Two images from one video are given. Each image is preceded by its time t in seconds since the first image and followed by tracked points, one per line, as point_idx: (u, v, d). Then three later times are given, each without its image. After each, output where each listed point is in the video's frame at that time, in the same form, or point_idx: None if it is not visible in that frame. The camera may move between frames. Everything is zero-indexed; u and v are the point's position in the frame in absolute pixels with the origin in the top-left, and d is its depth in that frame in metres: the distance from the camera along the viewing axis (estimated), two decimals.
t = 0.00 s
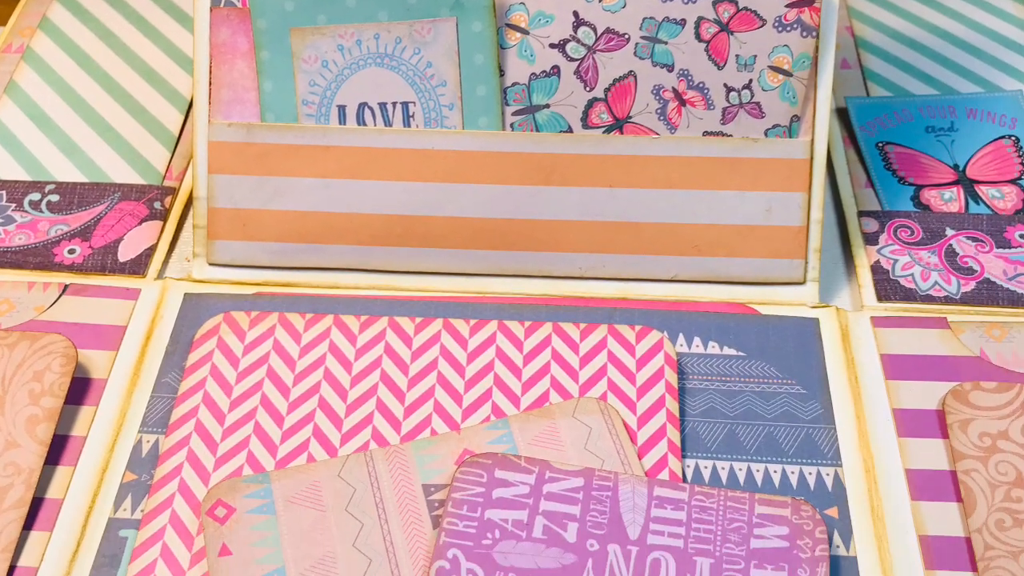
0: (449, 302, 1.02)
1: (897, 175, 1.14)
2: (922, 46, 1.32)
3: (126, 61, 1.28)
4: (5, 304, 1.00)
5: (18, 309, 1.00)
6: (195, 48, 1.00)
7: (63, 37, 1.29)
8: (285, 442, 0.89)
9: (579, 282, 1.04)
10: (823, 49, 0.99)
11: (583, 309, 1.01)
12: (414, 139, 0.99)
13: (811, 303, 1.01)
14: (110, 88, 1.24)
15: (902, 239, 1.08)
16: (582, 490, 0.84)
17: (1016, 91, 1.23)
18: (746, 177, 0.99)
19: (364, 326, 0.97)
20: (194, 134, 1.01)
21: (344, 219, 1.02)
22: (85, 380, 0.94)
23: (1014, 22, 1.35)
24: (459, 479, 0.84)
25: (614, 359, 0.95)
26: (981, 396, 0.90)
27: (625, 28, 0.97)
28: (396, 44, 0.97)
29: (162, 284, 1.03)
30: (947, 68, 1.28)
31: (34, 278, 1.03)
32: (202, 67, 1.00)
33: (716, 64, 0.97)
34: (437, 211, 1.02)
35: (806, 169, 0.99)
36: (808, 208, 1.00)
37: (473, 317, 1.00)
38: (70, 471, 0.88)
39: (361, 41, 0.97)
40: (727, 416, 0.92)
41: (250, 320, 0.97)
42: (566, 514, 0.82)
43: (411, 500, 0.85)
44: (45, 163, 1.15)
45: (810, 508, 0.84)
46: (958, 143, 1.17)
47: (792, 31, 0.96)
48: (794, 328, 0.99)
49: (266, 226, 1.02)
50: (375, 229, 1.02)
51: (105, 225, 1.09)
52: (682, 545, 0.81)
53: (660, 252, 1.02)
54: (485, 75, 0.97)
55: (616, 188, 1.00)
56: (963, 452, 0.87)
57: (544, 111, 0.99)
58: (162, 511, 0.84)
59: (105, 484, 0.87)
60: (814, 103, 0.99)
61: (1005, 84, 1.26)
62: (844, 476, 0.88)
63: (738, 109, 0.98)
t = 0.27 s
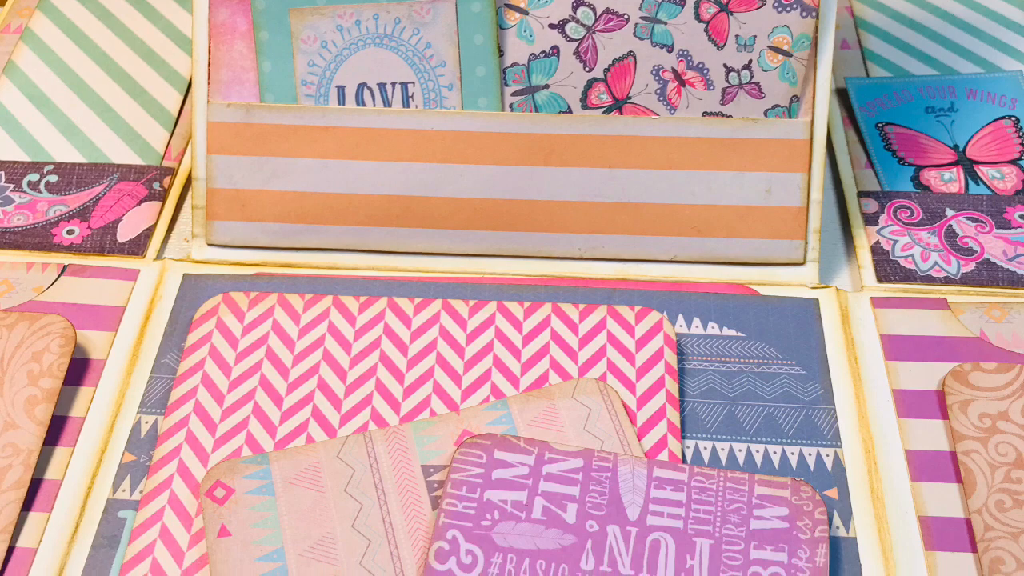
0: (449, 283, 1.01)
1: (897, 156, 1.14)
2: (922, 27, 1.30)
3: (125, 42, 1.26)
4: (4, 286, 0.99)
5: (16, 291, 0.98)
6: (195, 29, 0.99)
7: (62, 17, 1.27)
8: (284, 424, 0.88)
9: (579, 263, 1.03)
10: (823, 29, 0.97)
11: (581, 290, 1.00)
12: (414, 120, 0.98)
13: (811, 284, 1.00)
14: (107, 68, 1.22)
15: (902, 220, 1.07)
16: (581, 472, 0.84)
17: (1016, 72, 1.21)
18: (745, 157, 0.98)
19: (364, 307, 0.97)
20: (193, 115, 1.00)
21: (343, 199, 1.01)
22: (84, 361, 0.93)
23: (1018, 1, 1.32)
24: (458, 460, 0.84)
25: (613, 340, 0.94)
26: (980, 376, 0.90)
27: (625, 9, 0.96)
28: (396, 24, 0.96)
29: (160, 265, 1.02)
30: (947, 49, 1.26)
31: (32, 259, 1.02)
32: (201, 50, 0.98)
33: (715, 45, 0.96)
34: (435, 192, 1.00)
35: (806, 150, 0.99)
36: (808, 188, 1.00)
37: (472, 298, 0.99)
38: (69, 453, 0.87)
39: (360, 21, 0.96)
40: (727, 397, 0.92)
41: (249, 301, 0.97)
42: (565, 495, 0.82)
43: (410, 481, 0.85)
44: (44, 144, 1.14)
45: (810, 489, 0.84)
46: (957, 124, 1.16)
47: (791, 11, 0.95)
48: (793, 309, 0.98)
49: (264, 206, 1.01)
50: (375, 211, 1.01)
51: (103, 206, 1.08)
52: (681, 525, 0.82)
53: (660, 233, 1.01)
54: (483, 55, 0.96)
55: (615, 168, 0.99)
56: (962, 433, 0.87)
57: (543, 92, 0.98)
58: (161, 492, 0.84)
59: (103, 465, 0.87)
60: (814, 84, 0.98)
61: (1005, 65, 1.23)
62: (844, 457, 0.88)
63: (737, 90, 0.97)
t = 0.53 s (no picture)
0: (448, 264, 1.01)
1: (897, 136, 1.12)
2: (922, 6, 1.28)
3: (125, 22, 1.24)
4: (3, 266, 0.99)
5: (15, 271, 0.98)
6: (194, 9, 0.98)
7: None
8: (283, 405, 0.88)
9: (579, 244, 1.02)
10: (824, 8, 0.95)
11: (580, 271, 1.00)
12: (413, 100, 0.97)
13: (811, 265, 1.00)
14: (107, 49, 1.20)
15: (902, 200, 1.06)
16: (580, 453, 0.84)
17: (1017, 51, 1.20)
18: (745, 137, 0.97)
19: (363, 288, 0.97)
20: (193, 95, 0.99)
21: (343, 180, 1.00)
22: (83, 342, 0.93)
23: None
24: (457, 441, 0.84)
25: (613, 321, 0.94)
26: (980, 357, 0.90)
27: None
28: (394, 4, 0.94)
29: (160, 246, 1.02)
30: (947, 29, 1.25)
31: (31, 239, 1.02)
32: (201, 30, 0.97)
33: (715, 25, 0.94)
34: (433, 172, 1.00)
35: (806, 131, 0.98)
36: (808, 168, 0.99)
37: (471, 279, 0.99)
38: (68, 434, 0.87)
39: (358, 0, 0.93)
40: (726, 377, 0.91)
41: (248, 281, 0.96)
42: (564, 476, 0.82)
43: (410, 462, 0.85)
44: (43, 124, 1.13)
45: (810, 470, 0.84)
46: (958, 104, 1.15)
47: None
48: (793, 289, 0.98)
49: (263, 186, 1.01)
50: (375, 192, 1.01)
51: (102, 186, 1.07)
52: (681, 506, 0.82)
53: (660, 214, 1.00)
54: (483, 36, 0.95)
55: (615, 149, 0.98)
56: (962, 414, 0.86)
57: (543, 73, 0.97)
58: (160, 473, 0.84)
59: (103, 446, 0.87)
60: (813, 65, 0.97)
61: (1005, 45, 1.22)
62: (843, 438, 0.87)
63: (736, 71, 0.96)
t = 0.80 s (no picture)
0: (446, 244, 1.00)
1: (897, 117, 1.11)
2: None
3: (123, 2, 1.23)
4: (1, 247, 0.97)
5: (13, 252, 0.97)
6: None
7: None
8: (281, 386, 0.88)
9: (580, 224, 1.01)
10: None
11: (580, 252, 0.99)
12: (411, 80, 0.97)
13: (811, 246, 0.99)
14: (105, 28, 1.19)
15: (902, 180, 1.05)
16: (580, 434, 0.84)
17: (1017, 32, 1.19)
18: (745, 118, 0.97)
19: (361, 269, 0.96)
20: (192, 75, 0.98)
21: (342, 160, 0.99)
22: (82, 322, 0.92)
23: None
24: (456, 422, 0.84)
25: (612, 301, 0.93)
26: (980, 338, 0.89)
27: None
28: None
29: (159, 227, 1.00)
30: (948, 10, 1.23)
31: (29, 219, 1.01)
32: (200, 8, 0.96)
33: (714, 4, 0.93)
34: (432, 152, 0.99)
35: (806, 112, 0.97)
36: (807, 148, 0.98)
37: (470, 260, 0.98)
38: (67, 415, 0.87)
39: None
40: (726, 358, 0.91)
41: (247, 262, 0.96)
42: (563, 457, 0.83)
43: (409, 443, 0.85)
44: (41, 104, 1.12)
45: (810, 451, 0.84)
46: (957, 85, 1.14)
47: None
48: (792, 270, 0.97)
49: (261, 166, 1.00)
50: (374, 172, 1.00)
51: (100, 167, 1.06)
52: (681, 487, 0.82)
53: (660, 194, 0.99)
54: (482, 16, 0.94)
55: (614, 129, 0.97)
56: (962, 394, 0.86)
57: (542, 53, 0.96)
58: (160, 454, 0.84)
59: (102, 426, 0.86)
60: (813, 45, 0.96)
61: (1005, 26, 1.20)
62: (843, 419, 0.87)
63: (736, 52, 0.95)
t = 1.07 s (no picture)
0: (445, 225, 0.99)
1: (897, 98, 1.10)
2: None
3: None
4: None
5: (12, 233, 0.96)
6: None
7: None
8: (280, 366, 0.87)
9: (580, 205, 1.01)
10: None
11: (579, 232, 0.98)
12: (410, 61, 0.96)
13: (811, 226, 0.98)
14: (104, 9, 1.18)
15: (902, 161, 1.04)
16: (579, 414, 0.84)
17: (1018, 12, 1.17)
18: (744, 99, 0.96)
19: (361, 249, 0.95)
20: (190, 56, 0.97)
21: (340, 140, 0.98)
22: (80, 303, 0.91)
23: None
24: (455, 403, 0.84)
25: (611, 282, 0.93)
26: (980, 318, 0.89)
27: None
28: None
29: (158, 207, 1.00)
30: None
31: (28, 200, 0.99)
32: None
33: None
34: (431, 133, 0.98)
35: (805, 93, 0.96)
36: (806, 129, 0.97)
37: (469, 241, 0.97)
38: (66, 395, 0.86)
39: None
40: (725, 339, 0.90)
41: (246, 242, 0.95)
42: (562, 438, 0.83)
43: (407, 424, 0.84)
44: (40, 85, 1.10)
45: (810, 432, 0.84)
46: (958, 65, 1.12)
47: None
48: (792, 252, 0.96)
49: (259, 147, 0.99)
50: (372, 151, 0.99)
51: (100, 147, 1.05)
52: (681, 468, 0.82)
53: (660, 174, 0.98)
54: None
55: (614, 110, 0.96)
56: (962, 375, 0.86)
57: (541, 34, 0.95)
58: (159, 434, 0.84)
59: (101, 407, 0.86)
60: (812, 26, 0.94)
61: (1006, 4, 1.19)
62: (843, 399, 0.87)
63: (735, 32, 0.94)
